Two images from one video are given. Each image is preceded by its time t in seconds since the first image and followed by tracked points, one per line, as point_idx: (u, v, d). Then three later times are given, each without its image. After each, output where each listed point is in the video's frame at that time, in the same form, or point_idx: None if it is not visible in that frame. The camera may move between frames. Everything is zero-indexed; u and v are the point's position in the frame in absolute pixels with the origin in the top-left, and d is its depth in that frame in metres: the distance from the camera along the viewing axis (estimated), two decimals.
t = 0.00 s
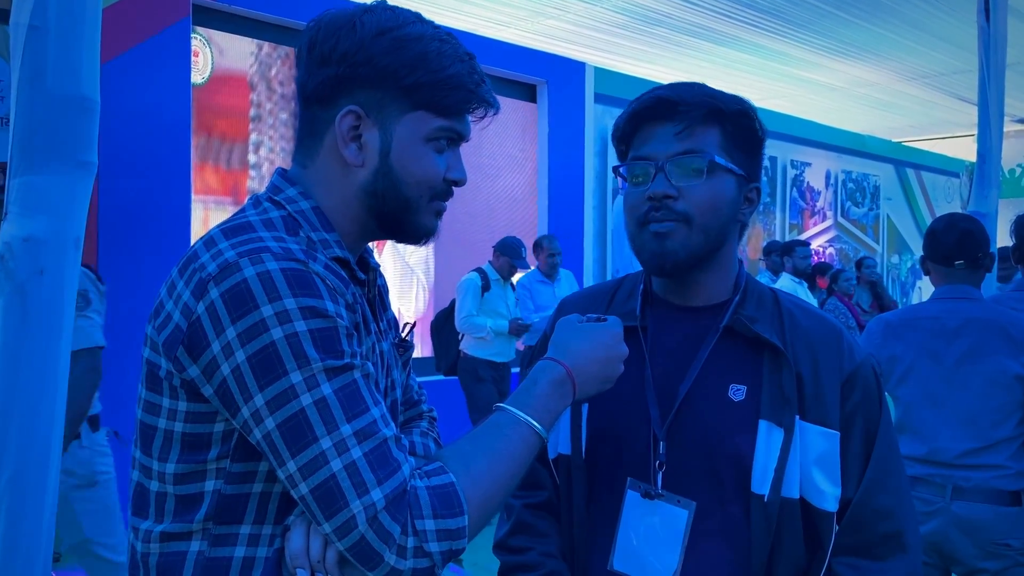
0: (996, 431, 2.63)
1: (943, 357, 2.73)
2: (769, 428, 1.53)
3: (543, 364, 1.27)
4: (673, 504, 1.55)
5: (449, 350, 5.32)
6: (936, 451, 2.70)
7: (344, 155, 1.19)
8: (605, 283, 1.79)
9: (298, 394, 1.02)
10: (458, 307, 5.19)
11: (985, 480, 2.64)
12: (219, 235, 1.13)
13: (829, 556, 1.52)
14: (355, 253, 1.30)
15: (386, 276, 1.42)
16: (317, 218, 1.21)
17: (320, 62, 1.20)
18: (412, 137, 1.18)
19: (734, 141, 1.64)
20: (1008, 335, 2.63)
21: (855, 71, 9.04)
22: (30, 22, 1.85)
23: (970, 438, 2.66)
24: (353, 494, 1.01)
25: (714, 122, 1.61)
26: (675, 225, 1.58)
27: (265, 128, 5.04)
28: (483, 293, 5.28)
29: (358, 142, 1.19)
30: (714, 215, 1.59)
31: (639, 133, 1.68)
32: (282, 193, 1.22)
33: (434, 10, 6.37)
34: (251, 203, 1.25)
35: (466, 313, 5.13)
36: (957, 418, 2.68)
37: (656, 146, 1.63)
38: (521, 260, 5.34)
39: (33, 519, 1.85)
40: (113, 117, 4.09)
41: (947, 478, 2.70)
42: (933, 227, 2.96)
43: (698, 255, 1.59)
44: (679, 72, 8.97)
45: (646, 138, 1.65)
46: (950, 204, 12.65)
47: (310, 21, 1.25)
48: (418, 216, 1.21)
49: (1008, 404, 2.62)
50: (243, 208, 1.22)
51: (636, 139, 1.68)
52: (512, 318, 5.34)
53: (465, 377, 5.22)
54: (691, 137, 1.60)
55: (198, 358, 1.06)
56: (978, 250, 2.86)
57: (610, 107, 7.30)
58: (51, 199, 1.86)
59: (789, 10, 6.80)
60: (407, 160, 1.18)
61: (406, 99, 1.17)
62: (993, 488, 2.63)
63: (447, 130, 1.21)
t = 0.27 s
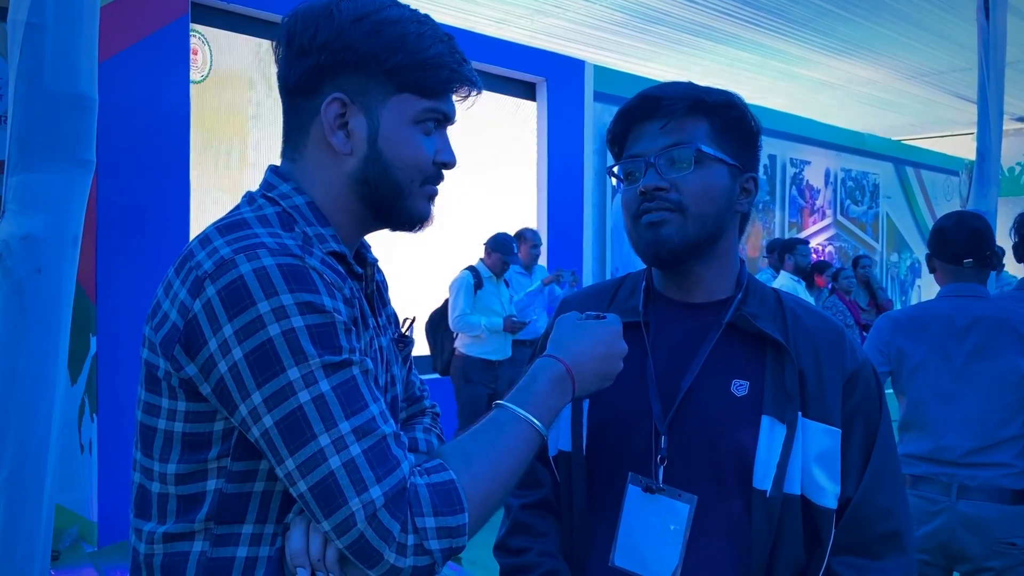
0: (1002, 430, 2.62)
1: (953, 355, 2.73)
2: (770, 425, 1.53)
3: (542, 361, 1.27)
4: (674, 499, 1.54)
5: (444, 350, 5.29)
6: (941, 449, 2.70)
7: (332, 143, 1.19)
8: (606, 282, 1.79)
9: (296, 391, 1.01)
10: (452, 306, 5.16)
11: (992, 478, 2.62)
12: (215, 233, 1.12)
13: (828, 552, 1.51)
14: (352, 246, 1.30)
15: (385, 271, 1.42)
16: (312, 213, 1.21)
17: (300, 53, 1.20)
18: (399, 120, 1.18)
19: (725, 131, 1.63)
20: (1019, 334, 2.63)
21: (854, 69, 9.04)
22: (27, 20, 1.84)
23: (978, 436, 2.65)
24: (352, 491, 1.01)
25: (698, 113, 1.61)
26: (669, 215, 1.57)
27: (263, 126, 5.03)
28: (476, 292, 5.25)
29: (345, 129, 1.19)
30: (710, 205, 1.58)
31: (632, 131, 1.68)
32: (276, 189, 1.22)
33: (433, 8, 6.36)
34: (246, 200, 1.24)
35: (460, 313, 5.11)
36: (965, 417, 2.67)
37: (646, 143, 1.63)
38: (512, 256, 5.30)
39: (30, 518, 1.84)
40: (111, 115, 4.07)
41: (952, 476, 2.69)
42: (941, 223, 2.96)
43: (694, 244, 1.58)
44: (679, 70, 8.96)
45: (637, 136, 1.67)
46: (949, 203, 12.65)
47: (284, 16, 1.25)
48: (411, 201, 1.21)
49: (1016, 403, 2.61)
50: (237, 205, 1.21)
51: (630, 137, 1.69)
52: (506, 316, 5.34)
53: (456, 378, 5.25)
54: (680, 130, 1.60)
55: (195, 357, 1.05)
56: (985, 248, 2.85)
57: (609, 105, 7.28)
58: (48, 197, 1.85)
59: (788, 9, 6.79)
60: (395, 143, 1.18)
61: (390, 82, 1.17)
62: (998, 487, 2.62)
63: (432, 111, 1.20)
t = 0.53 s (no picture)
0: (1007, 429, 2.62)
1: (960, 353, 2.72)
2: (768, 421, 1.53)
3: (538, 359, 1.27)
4: (672, 495, 1.54)
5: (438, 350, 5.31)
6: (946, 447, 2.69)
7: (332, 143, 1.19)
8: (604, 280, 1.79)
9: (294, 388, 1.01)
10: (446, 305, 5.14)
11: (996, 477, 2.62)
12: (212, 230, 1.12)
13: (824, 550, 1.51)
14: (350, 245, 1.30)
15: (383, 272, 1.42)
16: (310, 210, 1.21)
17: (308, 51, 1.20)
18: (400, 124, 1.17)
19: (720, 133, 1.63)
20: None
21: (853, 68, 9.04)
22: (25, 18, 1.84)
23: (983, 436, 2.64)
24: (350, 487, 1.00)
25: (697, 114, 1.61)
26: (669, 218, 1.57)
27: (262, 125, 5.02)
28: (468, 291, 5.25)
29: (347, 129, 1.19)
30: (708, 206, 1.58)
31: (628, 131, 1.68)
32: (275, 187, 1.22)
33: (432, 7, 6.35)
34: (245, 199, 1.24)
35: (454, 312, 5.10)
36: (971, 415, 2.66)
37: (643, 145, 1.63)
38: (503, 256, 5.32)
39: (29, 517, 1.84)
40: (109, 114, 4.06)
41: (957, 476, 2.68)
42: (955, 220, 2.94)
43: (695, 247, 1.58)
44: (678, 69, 8.96)
45: (634, 138, 1.66)
46: (949, 201, 12.64)
47: (295, 15, 1.25)
48: (407, 205, 1.20)
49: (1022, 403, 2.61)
50: (235, 203, 1.21)
51: (625, 139, 1.69)
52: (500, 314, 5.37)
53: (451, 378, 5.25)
54: (677, 132, 1.60)
55: (193, 353, 1.05)
56: (999, 249, 2.87)
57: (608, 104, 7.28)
58: (46, 196, 1.85)
59: (787, 7, 6.79)
60: (395, 147, 1.17)
61: (394, 85, 1.17)
62: (1002, 486, 2.61)
63: (436, 118, 1.20)
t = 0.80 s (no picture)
0: (1016, 429, 2.61)
1: (966, 353, 2.73)
2: (768, 421, 1.52)
3: (540, 362, 1.26)
4: (673, 496, 1.54)
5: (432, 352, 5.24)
6: (952, 446, 2.68)
7: (348, 149, 1.18)
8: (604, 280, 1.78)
9: (299, 388, 1.01)
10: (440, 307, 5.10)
11: (1002, 477, 2.60)
12: (221, 228, 1.12)
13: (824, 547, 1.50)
14: (357, 250, 1.29)
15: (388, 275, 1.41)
16: (319, 212, 1.20)
17: (336, 55, 1.19)
18: (418, 139, 1.17)
19: (722, 136, 1.62)
20: None
21: (853, 68, 9.04)
22: (25, 17, 1.84)
23: (991, 435, 2.63)
24: (352, 489, 1.00)
25: (701, 119, 1.60)
26: (670, 224, 1.57)
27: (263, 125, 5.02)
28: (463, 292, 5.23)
29: (365, 137, 1.18)
30: (709, 211, 1.58)
31: (629, 134, 1.67)
32: (284, 188, 1.21)
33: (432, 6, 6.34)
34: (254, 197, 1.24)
35: (449, 314, 5.07)
36: (979, 414, 2.65)
37: (645, 147, 1.62)
38: (496, 254, 5.28)
39: (28, 517, 1.84)
40: (110, 114, 4.06)
41: (963, 476, 2.66)
42: (969, 219, 2.95)
43: (694, 253, 1.58)
44: (678, 68, 8.95)
45: (636, 139, 1.64)
46: (949, 201, 12.63)
47: (327, 18, 1.25)
48: (416, 220, 1.20)
49: None
50: (244, 203, 1.21)
51: (626, 141, 1.67)
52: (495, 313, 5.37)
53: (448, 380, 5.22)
54: (681, 135, 1.59)
55: (199, 351, 1.05)
56: (1011, 250, 2.89)
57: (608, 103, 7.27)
58: (45, 195, 1.84)
59: (788, 7, 6.78)
60: (411, 161, 1.17)
61: (417, 101, 1.16)
62: (1007, 486, 2.60)
63: (454, 137, 1.20)
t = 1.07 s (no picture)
0: None
1: (976, 352, 2.72)
2: (766, 422, 1.52)
3: (541, 365, 1.26)
4: (673, 498, 1.53)
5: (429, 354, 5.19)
6: (960, 446, 2.68)
7: (360, 157, 1.19)
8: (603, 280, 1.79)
9: (302, 389, 1.01)
10: (436, 309, 5.06)
11: (1010, 479, 2.61)
12: (227, 230, 1.12)
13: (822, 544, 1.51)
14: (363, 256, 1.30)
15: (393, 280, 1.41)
16: (325, 216, 1.20)
17: (354, 63, 1.19)
18: (430, 153, 1.18)
19: (726, 139, 1.62)
20: None
21: (853, 67, 9.04)
22: (25, 18, 1.84)
23: (999, 436, 2.63)
24: (354, 490, 1.00)
25: (704, 121, 1.60)
26: (670, 226, 1.57)
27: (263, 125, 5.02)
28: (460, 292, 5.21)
29: (377, 147, 1.18)
30: (710, 214, 1.59)
31: (629, 135, 1.66)
32: (292, 191, 1.21)
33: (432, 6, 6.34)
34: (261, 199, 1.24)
35: (446, 316, 5.03)
36: (987, 415, 2.66)
37: (647, 147, 1.61)
38: (492, 254, 5.26)
39: (29, 517, 1.84)
40: (111, 114, 4.07)
41: (970, 477, 2.66)
42: (983, 220, 2.96)
43: (693, 256, 1.58)
44: (679, 68, 8.96)
45: (639, 140, 1.64)
46: (949, 201, 12.62)
47: (348, 25, 1.24)
48: (423, 232, 1.20)
49: None
50: (251, 204, 1.21)
51: (627, 142, 1.67)
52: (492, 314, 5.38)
53: (444, 381, 5.20)
54: (683, 138, 1.59)
55: (203, 351, 1.05)
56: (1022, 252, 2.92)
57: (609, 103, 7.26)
58: (45, 195, 1.84)
59: (788, 6, 6.78)
60: (422, 174, 1.17)
61: (431, 115, 1.17)
62: (1015, 488, 2.60)
63: (465, 152, 1.20)
